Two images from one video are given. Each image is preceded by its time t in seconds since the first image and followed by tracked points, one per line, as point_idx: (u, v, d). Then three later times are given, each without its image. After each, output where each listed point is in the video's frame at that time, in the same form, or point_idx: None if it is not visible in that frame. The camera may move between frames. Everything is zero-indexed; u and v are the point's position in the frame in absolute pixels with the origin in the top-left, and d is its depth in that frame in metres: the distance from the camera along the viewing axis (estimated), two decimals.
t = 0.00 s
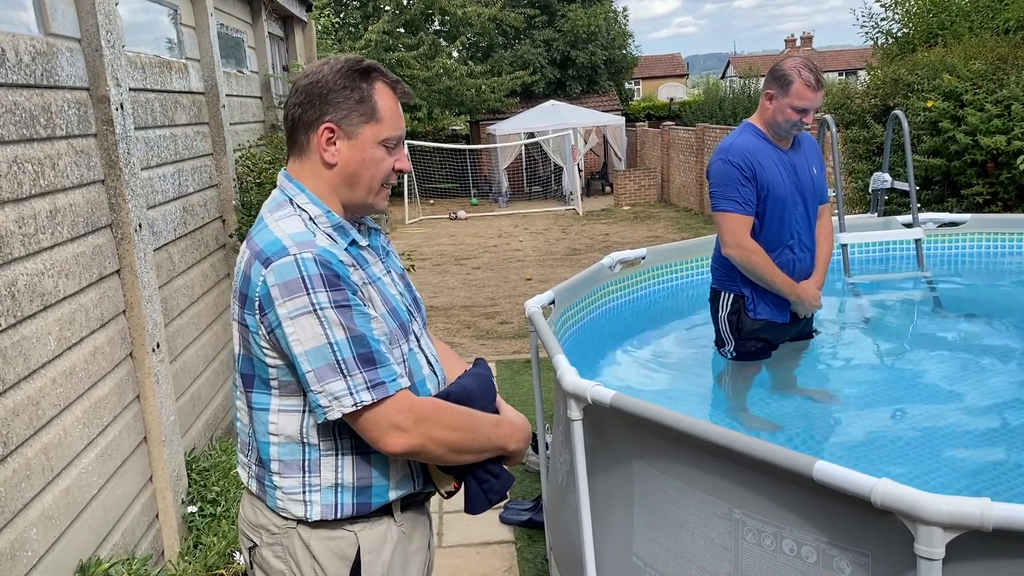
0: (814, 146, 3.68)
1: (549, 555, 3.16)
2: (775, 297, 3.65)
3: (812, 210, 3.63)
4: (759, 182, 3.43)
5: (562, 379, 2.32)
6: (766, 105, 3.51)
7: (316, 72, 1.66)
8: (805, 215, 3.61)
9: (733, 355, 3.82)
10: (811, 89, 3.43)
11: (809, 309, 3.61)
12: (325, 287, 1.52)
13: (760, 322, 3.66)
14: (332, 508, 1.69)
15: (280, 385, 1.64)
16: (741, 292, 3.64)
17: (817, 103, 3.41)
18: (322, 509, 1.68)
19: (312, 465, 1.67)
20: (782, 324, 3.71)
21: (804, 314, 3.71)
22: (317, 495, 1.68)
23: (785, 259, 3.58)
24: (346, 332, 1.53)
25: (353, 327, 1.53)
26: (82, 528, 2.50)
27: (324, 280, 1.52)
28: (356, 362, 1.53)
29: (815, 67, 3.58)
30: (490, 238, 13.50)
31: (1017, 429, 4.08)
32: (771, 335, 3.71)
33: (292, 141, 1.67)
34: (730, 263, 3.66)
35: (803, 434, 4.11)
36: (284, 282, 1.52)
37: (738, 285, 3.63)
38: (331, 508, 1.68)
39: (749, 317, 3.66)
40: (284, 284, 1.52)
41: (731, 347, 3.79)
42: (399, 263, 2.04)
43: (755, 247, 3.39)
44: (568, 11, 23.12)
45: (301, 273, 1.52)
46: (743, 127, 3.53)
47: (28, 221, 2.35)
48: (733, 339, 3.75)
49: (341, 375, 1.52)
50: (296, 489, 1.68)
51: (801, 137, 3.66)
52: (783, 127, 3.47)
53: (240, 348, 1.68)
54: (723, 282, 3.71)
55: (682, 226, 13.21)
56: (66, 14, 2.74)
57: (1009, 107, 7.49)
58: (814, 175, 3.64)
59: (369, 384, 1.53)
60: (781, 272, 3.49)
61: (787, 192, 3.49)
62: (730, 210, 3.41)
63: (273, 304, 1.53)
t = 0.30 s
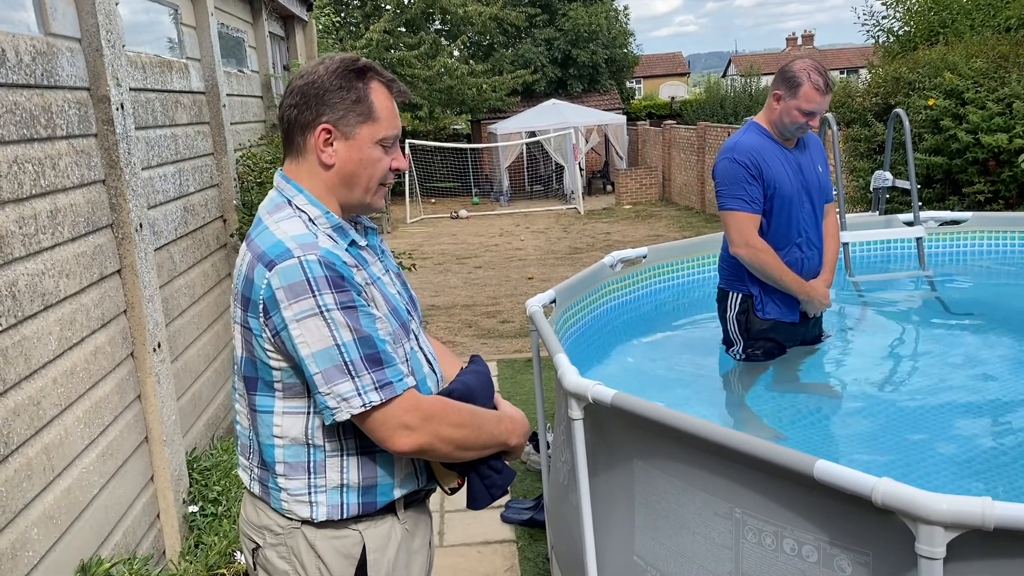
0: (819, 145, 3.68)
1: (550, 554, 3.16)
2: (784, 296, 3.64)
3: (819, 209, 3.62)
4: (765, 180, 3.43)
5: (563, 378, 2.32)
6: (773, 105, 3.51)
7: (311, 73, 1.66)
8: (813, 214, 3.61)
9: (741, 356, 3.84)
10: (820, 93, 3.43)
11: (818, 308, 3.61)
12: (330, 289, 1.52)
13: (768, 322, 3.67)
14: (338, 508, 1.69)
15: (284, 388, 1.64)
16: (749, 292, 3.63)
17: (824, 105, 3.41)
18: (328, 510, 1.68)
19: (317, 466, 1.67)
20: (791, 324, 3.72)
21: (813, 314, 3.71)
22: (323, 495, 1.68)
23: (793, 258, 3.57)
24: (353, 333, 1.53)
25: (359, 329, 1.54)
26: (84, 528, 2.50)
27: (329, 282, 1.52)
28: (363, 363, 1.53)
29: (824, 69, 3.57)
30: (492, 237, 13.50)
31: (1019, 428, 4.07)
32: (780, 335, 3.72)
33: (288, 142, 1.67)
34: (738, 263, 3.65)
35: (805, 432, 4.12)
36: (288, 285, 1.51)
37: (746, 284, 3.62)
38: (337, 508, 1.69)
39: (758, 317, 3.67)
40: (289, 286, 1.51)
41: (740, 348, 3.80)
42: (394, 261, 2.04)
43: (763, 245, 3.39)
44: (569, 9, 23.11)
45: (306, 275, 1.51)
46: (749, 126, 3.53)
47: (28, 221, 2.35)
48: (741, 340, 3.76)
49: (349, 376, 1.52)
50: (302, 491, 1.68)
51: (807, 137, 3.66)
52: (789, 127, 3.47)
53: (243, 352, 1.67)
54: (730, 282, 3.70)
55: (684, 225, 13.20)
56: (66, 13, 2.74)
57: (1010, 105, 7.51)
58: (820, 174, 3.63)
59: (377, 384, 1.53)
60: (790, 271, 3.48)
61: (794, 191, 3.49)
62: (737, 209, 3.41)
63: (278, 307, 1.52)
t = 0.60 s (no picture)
0: (821, 145, 3.68)
1: (551, 552, 3.16)
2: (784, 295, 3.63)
3: (820, 208, 3.62)
4: (767, 178, 3.43)
5: (564, 376, 2.32)
6: (777, 103, 3.50)
7: (309, 73, 1.66)
8: (814, 213, 3.60)
9: (743, 354, 3.83)
10: (824, 93, 3.41)
11: (818, 308, 3.60)
12: (332, 288, 1.52)
13: (769, 320, 3.65)
14: (341, 507, 1.69)
15: (286, 388, 1.64)
16: (749, 290, 3.63)
17: (828, 105, 3.40)
18: (332, 508, 1.69)
19: (319, 466, 1.67)
20: (791, 323, 3.70)
21: (812, 313, 3.70)
22: (326, 494, 1.68)
23: (794, 257, 3.57)
24: (356, 332, 1.53)
25: (362, 327, 1.54)
26: (85, 528, 2.50)
27: (331, 281, 1.52)
28: (367, 361, 1.53)
29: (829, 69, 3.55)
30: (493, 236, 13.50)
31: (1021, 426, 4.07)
32: (781, 334, 3.71)
33: (286, 142, 1.67)
34: (739, 261, 3.65)
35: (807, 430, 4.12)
36: (290, 285, 1.51)
37: (746, 282, 3.62)
38: (340, 507, 1.69)
39: (758, 316, 3.66)
40: (290, 286, 1.52)
41: (741, 346, 3.80)
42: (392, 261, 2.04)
43: (764, 243, 3.39)
44: (571, 8, 23.10)
45: (308, 275, 1.52)
46: (752, 124, 3.53)
47: (29, 221, 2.35)
48: (742, 339, 3.75)
49: (353, 374, 1.52)
50: (305, 490, 1.68)
51: (810, 137, 3.66)
52: (793, 127, 3.47)
53: (244, 352, 1.67)
54: (731, 280, 3.71)
55: (685, 223, 13.19)
56: (67, 13, 2.74)
57: (1012, 103, 7.50)
58: (822, 173, 3.63)
59: (381, 382, 1.53)
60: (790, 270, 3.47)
61: (795, 189, 3.49)
62: (738, 206, 3.41)
63: (280, 307, 1.52)
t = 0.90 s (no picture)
0: (820, 143, 3.68)
1: (553, 551, 3.16)
2: (779, 292, 3.63)
3: (818, 206, 3.61)
4: (766, 176, 3.42)
5: (565, 374, 2.31)
6: (776, 101, 3.49)
7: (306, 72, 1.66)
8: (811, 211, 3.60)
9: (738, 353, 3.79)
10: (822, 92, 3.40)
11: (812, 305, 3.59)
12: (338, 282, 1.52)
13: (763, 318, 3.65)
14: (339, 503, 1.69)
15: (290, 384, 1.64)
16: (745, 288, 3.64)
17: (827, 104, 3.38)
18: (330, 504, 1.69)
19: (319, 461, 1.67)
20: (786, 321, 3.70)
21: (807, 310, 3.70)
22: (324, 489, 1.68)
23: (789, 254, 3.56)
24: (367, 320, 1.53)
25: (372, 316, 1.54)
26: (86, 527, 2.51)
27: (336, 275, 1.52)
28: (381, 348, 1.53)
29: (828, 68, 3.55)
30: (495, 235, 13.49)
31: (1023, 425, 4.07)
32: (775, 332, 3.70)
33: (285, 141, 1.66)
34: (735, 259, 3.65)
35: (809, 430, 4.11)
36: (296, 280, 1.51)
37: (742, 280, 3.63)
38: (338, 503, 1.69)
39: (753, 313, 3.66)
40: (296, 281, 1.51)
41: (736, 345, 3.78)
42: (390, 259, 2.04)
43: (761, 241, 3.39)
44: (572, 7, 23.09)
45: (313, 270, 1.51)
46: (751, 121, 3.52)
47: (30, 220, 2.35)
48: (736, 337, 3.73)
49: (368, 361, 1.52)
50: (304, 485, 1.68)
51: (809, 135, 3.65)
52: (792, 126, 3.46)
53: (246, 350, 1.66)
54: (726, 278, 3.71)
55: (687, 222, 13.18)
56: (67, 13, 2.74)
57: (1014, 101, 7.50)
58: (819, 171, 3.62)
59: (397, 366, 1.54)
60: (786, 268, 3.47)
61: (793, 187, 3.48)
62: (736, 204, 3.41)
63: (286, 302, 1.52)
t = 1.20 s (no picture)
0: (818, 141, 3.67)
1: (554, 549, 3.16)
2: (776, 291, 3.62)
3: (816, 204, 3.61)
4: (765, 174, 3.42)
5: (566, 374, 2.31)
6: (774, 100, 3.48)
7: (302, 71, 1.65)
8: (809, 209, 3.59)
9: (735, 349, 3.80)
10: (819, 89, 3.41)
11: (809, 303, 3.59)
12: (339, 279, 1.52)
13: (761, 315, 3.64)
14: (337, 499, 1.69)
15: (291, 381, 1.64)
16: (743, 285, 3.63)
17: (824, 102, 3.39)
18: (328, 500, 1.68)
19: (318, 457, 1.67)
20: (783, 318, 3.68)
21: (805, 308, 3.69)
22: (324, 485, 1.68)
23: (788, 253, 3.56)
24: (365, 321, 1.53)
25: (371, 316, 1.54)
26: (88, 527, 2.51)
27: (338, 272, 1.52)
28: (378, 349, 1.53)
29: (825, 66, 3.56)
30: (496, 234, 13.48)
31: None
32: (772, 329, 3.69)
33: (283, 140, 1.66)
34: (732, 257, 3.65)
35: (809, 429, 4.11)
36: (297, 277, 1.51)
37: (740, 278, 3.62)
38: (336, 499, 1.68)
39: (751, 311, 3.65)
40: (297, 278, 1.51)
41: (733, 341, 3.78)
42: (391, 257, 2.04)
43: (759, 239, 3.38)
44: (573, 6, 23.08)
45: (315, 267, 1.51)
46: (749, 120, 3.52)
47: (30, 220, 2.35)
48: (734, 334, 3.74)
49: (365, 362, 1.52)
50: (304, 481, 1.68)
51: (807, 133, 3.64)
52: (790, 124, 3.45)
53: (247, 347, 1.66)
54: (724, 275, 3.70)
55: (688, 221, 13.17)
56: (67, 12, 2.73)
57: (1015, 99, 7.48)
58: (818, 169, 3.62)
59: (393, 368, 1.53)
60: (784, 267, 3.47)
61: (792, 185, 3.48)
62: (735, 202, 3.41)
63: (287, 299, 1.52)
